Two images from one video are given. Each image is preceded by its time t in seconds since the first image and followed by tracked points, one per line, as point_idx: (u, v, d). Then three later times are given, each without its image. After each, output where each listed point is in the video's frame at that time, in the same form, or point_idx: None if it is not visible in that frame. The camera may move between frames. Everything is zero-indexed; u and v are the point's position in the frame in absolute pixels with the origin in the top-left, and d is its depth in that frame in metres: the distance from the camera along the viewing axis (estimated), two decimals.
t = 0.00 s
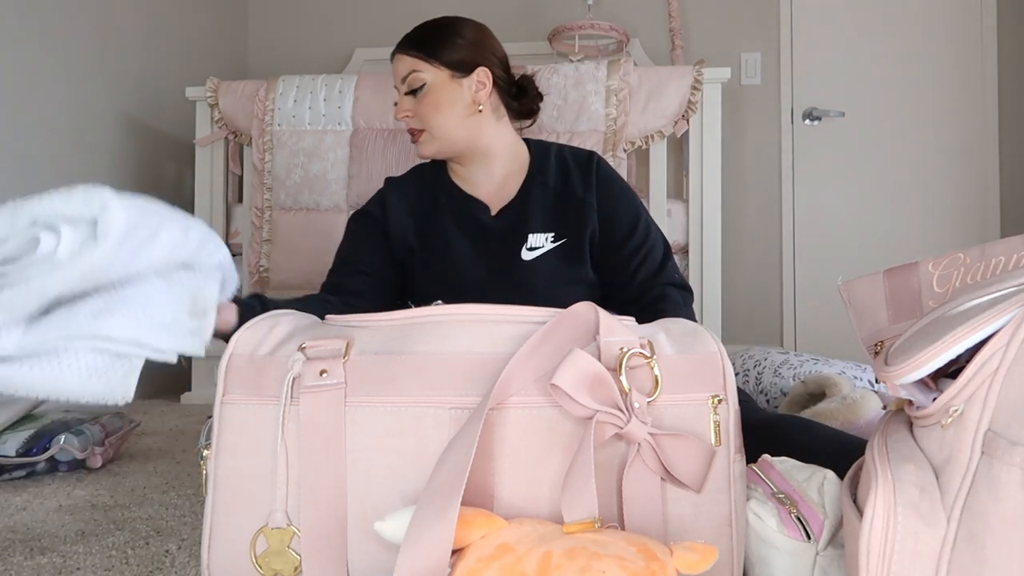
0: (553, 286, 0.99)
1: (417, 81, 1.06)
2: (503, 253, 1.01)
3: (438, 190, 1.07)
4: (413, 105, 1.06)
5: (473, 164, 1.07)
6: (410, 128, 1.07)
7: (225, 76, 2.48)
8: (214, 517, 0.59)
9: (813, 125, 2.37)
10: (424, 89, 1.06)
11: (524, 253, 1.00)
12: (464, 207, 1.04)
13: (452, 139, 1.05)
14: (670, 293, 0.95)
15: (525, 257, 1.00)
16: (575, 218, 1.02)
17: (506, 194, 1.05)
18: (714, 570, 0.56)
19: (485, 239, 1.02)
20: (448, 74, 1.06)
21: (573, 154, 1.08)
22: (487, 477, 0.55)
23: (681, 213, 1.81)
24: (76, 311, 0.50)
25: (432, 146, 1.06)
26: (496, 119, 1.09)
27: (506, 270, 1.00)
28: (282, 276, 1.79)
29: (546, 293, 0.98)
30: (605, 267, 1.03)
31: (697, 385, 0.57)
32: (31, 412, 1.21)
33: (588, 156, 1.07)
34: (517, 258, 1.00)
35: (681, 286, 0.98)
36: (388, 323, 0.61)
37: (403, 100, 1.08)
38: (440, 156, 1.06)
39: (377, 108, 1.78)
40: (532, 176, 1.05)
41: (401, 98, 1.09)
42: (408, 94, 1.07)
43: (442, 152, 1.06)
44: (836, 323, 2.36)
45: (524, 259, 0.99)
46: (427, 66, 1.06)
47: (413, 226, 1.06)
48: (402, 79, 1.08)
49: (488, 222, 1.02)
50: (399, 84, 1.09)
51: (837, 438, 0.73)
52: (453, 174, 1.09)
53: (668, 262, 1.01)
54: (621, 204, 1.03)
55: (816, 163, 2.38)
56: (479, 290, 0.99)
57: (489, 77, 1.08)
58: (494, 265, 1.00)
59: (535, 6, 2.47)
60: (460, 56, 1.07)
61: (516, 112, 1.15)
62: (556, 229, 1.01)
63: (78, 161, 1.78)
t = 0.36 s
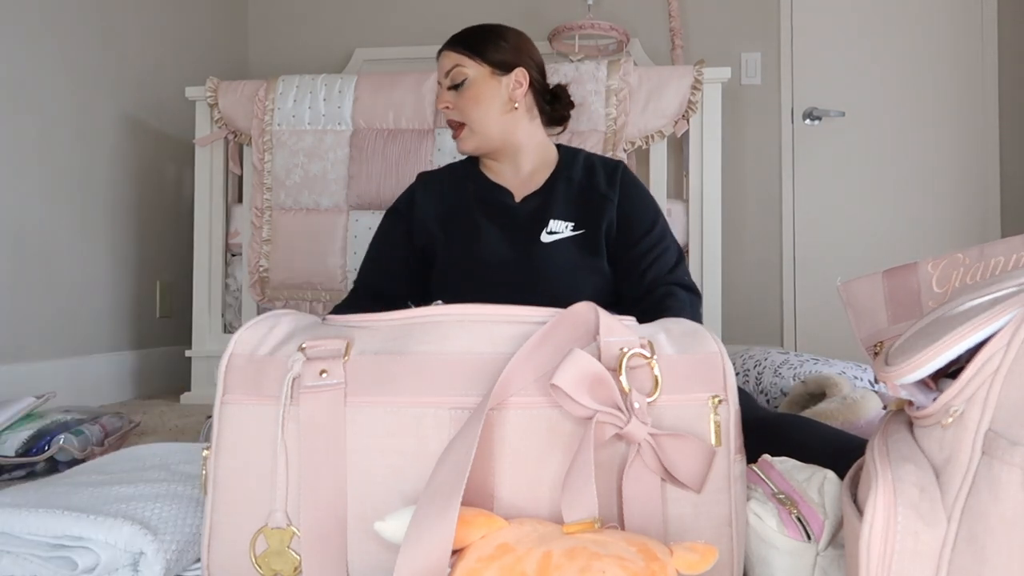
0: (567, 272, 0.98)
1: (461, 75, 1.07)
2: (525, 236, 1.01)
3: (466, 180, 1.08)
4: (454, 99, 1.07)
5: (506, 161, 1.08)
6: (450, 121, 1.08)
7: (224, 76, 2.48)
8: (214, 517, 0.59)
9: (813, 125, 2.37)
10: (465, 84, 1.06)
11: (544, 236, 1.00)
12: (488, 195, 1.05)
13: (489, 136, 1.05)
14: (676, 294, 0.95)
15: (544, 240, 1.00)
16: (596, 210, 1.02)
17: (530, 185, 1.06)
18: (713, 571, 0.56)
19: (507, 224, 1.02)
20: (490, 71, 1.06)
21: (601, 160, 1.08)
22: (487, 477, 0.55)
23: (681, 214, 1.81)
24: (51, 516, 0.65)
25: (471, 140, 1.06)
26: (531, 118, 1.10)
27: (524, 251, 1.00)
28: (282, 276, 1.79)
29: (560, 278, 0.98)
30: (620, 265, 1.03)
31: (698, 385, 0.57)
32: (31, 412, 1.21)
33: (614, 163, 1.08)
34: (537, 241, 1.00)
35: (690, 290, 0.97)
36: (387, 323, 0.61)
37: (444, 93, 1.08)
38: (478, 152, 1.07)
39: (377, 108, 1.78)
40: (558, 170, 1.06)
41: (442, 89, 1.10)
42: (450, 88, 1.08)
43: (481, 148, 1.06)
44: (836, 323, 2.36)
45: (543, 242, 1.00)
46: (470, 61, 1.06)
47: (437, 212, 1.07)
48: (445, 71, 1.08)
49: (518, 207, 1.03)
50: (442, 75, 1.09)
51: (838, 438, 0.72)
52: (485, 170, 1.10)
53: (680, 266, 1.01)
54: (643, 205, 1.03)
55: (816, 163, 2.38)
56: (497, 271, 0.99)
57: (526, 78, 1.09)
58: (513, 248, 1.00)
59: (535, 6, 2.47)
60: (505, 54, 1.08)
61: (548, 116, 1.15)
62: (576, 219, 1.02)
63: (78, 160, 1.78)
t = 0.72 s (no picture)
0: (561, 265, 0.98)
1: (475, 75, 1.08)
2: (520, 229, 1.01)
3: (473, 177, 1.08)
4: (466, 97, 1.08)
5: (514, 163, 1.08)
6: (462, 120, 1.09)
7: (224, 76, 2.48)
8: (214, 517, 0.59)
9: (813, 125, 2.37)
10: (478, 84, 1.08)
11: (539, 229, 1.00)
12: (490, 190, 1.05)
13: (499, 136, 1.06)
14: (677, 302, 0.94)
15: (540, 233, 1.00)
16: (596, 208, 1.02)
17: (533, 182, 1.06)
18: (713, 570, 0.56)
19: (506, 217, 1.02)
20: (502, 73, 1.07)
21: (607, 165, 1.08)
22: (487, 477, 0.55)
23: (681, 214, 1.81)
24: (53, 513, 0.65)
25: (481, 139, 1.07)
26: (541, 122, 1.10)
27: (519, 244, 1.00)
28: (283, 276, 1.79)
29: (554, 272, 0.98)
30: (621, 266, 1.02)
31: (698, 385, 0.57)
32: (31, 412, 1.21)
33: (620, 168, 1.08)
34: (532, 233, 1.00)
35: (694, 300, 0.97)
36: (387, 323, 0.61)
37: (457, 92, 1.10)
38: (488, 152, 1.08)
39: (377, 108, 1.78)
40: (563, 170, 1.06)
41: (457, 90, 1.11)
42: (463, 87, 1.09)
43: (492, 148, 1.07)
44: (836, 323, 2.36)
45: (538, 235, 1.00)
46: (483, 62, 1.08)
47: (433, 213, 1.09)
48: (460, 71, 1.09)
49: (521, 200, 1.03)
50: (456, 76, 1.10)
51: (837, 438, 0.72)
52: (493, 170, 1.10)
53: (683, 273, 1.00)
54: (647, 208, 1.03)
55: (816, 163, 2.38)
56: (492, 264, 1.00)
57: (537, 81, 1.09)
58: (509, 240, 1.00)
59: (535, 6, 2.47)
60: (519, 56, 1.09)
61: (557, 121, 1.15)
62: (574, 215, 1.02)
63: (78, 160, 1.78)
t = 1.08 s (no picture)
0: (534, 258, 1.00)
1: (421, 78, 1.08)
2: (488, 230, 1.01)
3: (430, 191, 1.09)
4: (414, 100, 1.08)
5: (467, 163, 1.08)
6: (410, 123, 1.08)
7: (225, 76, 2.48)
8: (214, 518, 0.59)
9: (813, 125, 2.37)
10: (424, 87, 1.07)
11: (507, 228, 1.01)
12: (449, 199, 1.06)
13: (448, 137, 1.06)
14: (651, 281, 0.96)
15: (508, 233, 1.01)
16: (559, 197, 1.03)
17: (491, 183, 1.07)
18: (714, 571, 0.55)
19: (471, 222, 1.03)
20: (448, 76, 1.08)
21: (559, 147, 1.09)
22: (487, 477, 0.55)
23: (681, 214, 1.81)
24: (53, 514, 0.65)
25: (431, 141, 1.07)
26: (490, 122, 1.10)
27: (490, 247, 1.01)
28: (283, 276, 1.79)
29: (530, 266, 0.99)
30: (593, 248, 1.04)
31: (697, 385, 0.57)
32: (31, 412, 1.21)
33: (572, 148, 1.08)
34: (500, 233, 1.01)
35: (666, 269, 1.00)
36: (388, 323, 0.61)
37: (404, 95, 1.09)
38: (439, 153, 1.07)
39: (378, 108, 1.78)
40: (514, 164, 1.07)
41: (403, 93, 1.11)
42: (410, 91, 1.09)
43: (441, 149, 1.07)
44: (836, 323, 2.36)
45: (506, 235, 1.01)
46: (429, 66, 1.08)
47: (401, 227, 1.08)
48: (406, 75, 1.09)
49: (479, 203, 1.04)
50: (402, 80, 1.10)
51: (836, 437, 0.72)
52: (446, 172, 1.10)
53: (654, 244, 1.02)
54: (606, 185, 1.04)
55: (816, 163, 2.38)
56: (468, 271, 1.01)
57: (485, 83, 1.10)
58: (478, 244, 1.01)
59: (535, 6, 2.47)
60: (464, 58, 1.09)
61: (506, 123, 1.14)
62: (538, 208, 1.02)
63: (78, 160, 1.78)
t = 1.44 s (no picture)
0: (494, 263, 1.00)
1: (438, 71, 1.07)
2: (447, 239, 1.01)
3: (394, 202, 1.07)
4: (426, 90, 1.05)
5: (439, 165, 1.06)
6: (415, 108, 1.04)
7: (225, 76, 2.49)
8: (214, 518, 0.59)
9: (813, 125, 2.37)
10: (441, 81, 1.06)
11: (467, 238, 1.01)
12: (410, 207, 1.05)
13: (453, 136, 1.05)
14: (620, 285, 0.95)
15: (469, 242, 1.01)
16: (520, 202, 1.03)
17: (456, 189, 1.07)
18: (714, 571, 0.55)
19: (429, 231, 1.03)
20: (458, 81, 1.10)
21: (522, 148, 1.09)
22: (488, 477, 0.55)
23: (681, 214, 1.81)
24: (54, 513, 0.65)
25: (434, 133, 1.03)
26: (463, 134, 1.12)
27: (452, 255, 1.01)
28: (283, 276, 1.79)
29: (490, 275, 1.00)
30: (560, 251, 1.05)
31: (697, 385, 0.57)
32: (31, 412, 1.21)
33: (536, 150, 1.08)
34: (461, 243, 1.01)
35: (635, 275, 1.00)
36: (388, 324, 0.61)
37: (413, 79, 1.05)
38: (435, 148, 1.04)
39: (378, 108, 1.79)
40: (477, 169, 1.06)
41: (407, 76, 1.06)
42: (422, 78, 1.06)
43: (439, 146, 1.05)
44: (837, 323, 2.36)
45: (467, 244, 1.01)
46: (448, 64, 1.08)
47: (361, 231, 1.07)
48: (421, 60, 1.06)
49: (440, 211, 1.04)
50: (414, 62, 1.06)
51: (837, 438, 0.72)
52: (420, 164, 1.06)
53: (622, 250, 1.03)
54: (571, 189, 1.04)
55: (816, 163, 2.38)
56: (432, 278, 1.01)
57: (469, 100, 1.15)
58: (439, 251, 1.01)
59: (535, 6, 2.47)
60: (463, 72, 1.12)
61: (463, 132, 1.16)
62: (500, 214, 1.02)
63: (78, 160, 1.78)
